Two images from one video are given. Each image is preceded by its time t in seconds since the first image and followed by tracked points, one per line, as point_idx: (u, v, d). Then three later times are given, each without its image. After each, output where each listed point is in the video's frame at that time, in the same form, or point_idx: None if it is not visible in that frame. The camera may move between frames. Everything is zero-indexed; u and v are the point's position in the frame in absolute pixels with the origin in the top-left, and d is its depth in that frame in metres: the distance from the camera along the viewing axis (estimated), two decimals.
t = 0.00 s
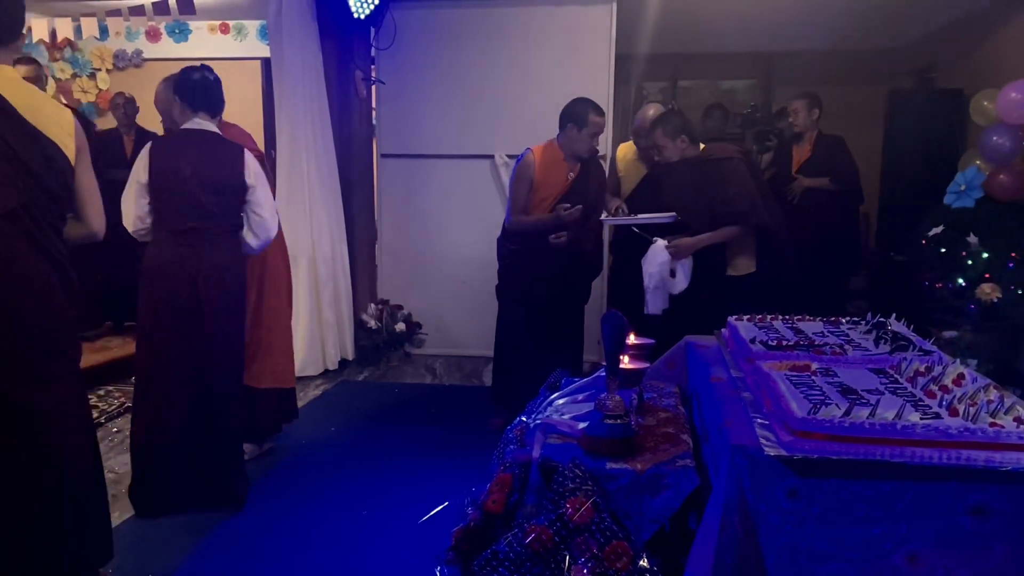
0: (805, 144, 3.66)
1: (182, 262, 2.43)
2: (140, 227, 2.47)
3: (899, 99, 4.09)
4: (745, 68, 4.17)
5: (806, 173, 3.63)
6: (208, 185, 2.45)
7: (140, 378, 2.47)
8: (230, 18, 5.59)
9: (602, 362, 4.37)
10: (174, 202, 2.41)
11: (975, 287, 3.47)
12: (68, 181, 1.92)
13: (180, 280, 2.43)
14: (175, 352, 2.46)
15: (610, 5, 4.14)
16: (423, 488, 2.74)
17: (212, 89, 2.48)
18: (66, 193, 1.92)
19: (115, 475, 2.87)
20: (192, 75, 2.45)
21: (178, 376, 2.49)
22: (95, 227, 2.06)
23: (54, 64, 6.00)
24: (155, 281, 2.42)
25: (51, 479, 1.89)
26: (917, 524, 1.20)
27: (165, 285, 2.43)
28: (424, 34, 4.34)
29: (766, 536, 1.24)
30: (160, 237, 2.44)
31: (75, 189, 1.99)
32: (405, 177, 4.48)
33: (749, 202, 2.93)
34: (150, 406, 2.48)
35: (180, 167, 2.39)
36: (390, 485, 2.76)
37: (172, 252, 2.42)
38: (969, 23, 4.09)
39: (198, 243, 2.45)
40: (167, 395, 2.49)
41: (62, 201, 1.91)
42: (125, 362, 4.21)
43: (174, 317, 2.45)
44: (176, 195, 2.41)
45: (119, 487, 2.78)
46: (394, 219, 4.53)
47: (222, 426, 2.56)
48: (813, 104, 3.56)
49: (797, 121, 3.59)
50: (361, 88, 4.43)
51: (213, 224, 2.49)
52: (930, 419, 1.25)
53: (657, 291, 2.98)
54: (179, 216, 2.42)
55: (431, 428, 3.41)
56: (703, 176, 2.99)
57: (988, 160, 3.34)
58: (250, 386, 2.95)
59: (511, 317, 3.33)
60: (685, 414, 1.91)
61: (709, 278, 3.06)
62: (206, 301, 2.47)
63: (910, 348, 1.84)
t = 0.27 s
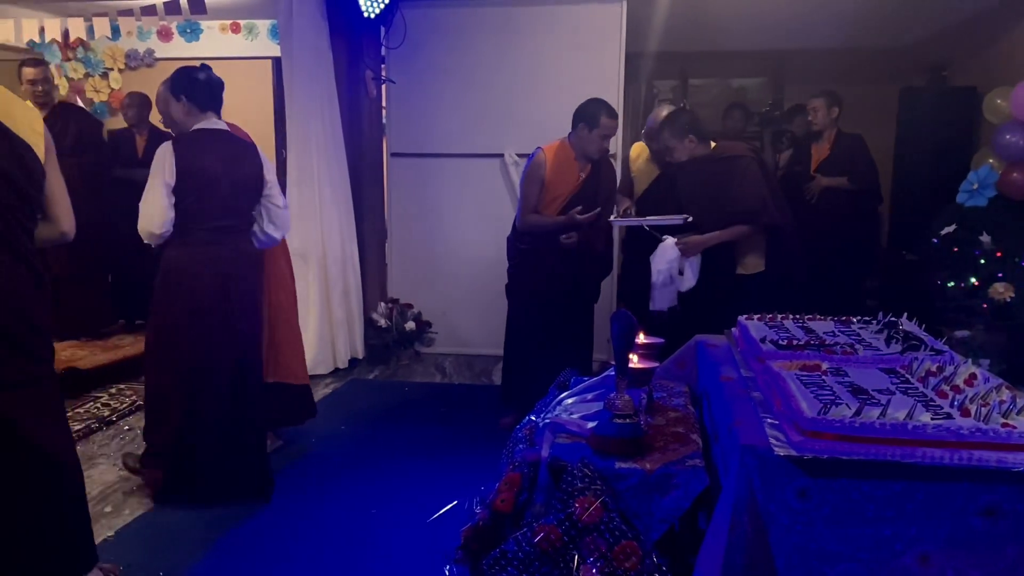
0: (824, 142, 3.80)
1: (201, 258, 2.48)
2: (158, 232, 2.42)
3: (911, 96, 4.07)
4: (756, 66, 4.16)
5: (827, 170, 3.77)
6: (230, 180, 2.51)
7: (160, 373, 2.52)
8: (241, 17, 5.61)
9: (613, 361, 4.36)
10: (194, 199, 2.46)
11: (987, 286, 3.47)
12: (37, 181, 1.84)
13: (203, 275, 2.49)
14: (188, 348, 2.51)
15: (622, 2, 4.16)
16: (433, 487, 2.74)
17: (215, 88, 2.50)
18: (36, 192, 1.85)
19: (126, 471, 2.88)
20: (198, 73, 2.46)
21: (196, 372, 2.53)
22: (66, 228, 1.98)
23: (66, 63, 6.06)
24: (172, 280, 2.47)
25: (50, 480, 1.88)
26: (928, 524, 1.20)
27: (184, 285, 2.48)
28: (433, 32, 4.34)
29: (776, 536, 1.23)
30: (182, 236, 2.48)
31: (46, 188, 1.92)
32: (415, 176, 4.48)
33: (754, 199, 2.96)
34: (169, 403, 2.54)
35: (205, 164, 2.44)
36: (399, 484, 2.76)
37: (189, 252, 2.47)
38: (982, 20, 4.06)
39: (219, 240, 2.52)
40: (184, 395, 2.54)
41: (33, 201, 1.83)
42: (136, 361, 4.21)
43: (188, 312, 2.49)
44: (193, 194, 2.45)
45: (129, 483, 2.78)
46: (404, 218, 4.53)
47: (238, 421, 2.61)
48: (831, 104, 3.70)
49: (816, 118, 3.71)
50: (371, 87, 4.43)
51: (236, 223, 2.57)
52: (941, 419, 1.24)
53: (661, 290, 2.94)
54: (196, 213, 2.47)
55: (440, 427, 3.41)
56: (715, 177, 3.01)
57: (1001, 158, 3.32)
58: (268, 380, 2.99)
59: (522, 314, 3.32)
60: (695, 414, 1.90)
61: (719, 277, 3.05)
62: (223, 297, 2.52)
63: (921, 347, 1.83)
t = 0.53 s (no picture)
0: (847, 140, 3.66)
1: (212, 258, 2.51)
2: (171, 233, 2.46)
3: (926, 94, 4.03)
4: (770, 63, 4.14)
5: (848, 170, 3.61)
6: (236, 181, 2.54)
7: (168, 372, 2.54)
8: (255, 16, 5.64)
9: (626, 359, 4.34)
10: (201, 197, 2.48)
11: (1004, 285, 3.39)
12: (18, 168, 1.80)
13: (214, 274, 2.52)
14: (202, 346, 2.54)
15: None
16: (444, 485, 2.74)
17: (211, 90, 2.52)
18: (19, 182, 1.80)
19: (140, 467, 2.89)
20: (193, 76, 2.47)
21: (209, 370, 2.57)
22: (47, 221, 1.92)
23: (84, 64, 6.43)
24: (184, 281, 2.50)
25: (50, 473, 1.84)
26: (942, 525, 1.19)
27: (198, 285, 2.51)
28: (446, 31, 4.34)
29: (789, 537, 1.23)
30: (192, 238, 2.51)
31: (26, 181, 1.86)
32: (428, 174, 4.49)
33: (772, 194, 2.91)
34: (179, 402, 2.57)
35: (211, 167, 2.46)
36: (411, 482, 2.76)
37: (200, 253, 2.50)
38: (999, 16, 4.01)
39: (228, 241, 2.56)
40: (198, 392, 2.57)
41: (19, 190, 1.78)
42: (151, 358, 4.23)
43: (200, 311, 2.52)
44: (199, 194, 2.48)
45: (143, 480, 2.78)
46: (417, 217, 4.54)
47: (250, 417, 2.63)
48: (855, 100, 3.58)
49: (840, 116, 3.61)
50: (384, 86, 4.44)
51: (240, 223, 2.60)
52: (956, 419, 1.23)
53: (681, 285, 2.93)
54: (202, 216, 2.50)
55: (452, 425, 3.41)
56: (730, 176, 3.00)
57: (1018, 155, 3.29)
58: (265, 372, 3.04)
59: (534, 312, 3.32)
60: (707, 413, 1.89)
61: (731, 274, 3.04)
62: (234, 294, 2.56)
63: (936, 347, 1.82)
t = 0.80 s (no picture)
0: (870, 138, 3.59)
1: (200, 254, 2.53)
2: (152, 236, 2.47)
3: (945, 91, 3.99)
4: (786, 60, 4.11)
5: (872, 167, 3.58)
6: (217, 178, 2.55)
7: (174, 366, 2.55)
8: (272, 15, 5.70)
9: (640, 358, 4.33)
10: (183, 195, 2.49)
11: None
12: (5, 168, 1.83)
13: (206, 270, 2.54)
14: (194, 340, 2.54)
15: None
16: (457, 483, 2.74)
17: (193, 92, 2.54)
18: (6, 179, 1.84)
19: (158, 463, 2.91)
20: (172, 78, 2.50)
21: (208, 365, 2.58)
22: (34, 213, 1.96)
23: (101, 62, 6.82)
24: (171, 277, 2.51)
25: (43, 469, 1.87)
26: (960, 526, 1.18)
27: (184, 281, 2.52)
28: (461, 28, 4.34)
29: (803, 538, 1.22)
30: (177, 237, 2.53)
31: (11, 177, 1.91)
32: (443, 173, 4.49)
33: (786, 197, 2.92)
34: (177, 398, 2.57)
35: (191, 166, 2.48)
36: (424, 480, 2.77)
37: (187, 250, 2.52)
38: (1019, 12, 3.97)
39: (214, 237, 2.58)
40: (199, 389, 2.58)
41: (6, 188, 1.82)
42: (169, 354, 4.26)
43: (191, 307, 2.53)
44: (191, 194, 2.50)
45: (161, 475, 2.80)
46: (432, 214, 4.54)
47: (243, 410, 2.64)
48: (878, 97, 3.50)
49: (862, 114, 3.55)
50: (400, 84, 4.44)
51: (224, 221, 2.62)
52: (974, 419, 1.22)
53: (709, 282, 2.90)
54: (190, 215, 2.52)
55: (465, 423, 3.41)
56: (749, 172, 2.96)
57: None
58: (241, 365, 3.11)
59: (548, 308, 3.31)
60: (721, 412, 1.88)
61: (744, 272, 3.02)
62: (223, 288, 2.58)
63: (953, 346, 1.80)
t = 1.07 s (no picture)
0: (891, 137, 3.55)
1: (177, 250, 2.55)
2: (124, 231, 2.44)
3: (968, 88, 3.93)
4: (805, 57, 4.07)
5: (892, 166, 3.54)
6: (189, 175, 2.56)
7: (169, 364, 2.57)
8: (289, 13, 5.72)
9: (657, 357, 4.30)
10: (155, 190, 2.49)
11: None
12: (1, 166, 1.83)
13: (179, 265, 2.55)
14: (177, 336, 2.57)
15: None
16: (471, 481, 2.74)
17: (161, 89, 2.54)
18: None
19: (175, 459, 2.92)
20: (142, 74, 2.49)
21: (195, 359, 2.60)
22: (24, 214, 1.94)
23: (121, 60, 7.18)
24: (150, 271, 2.52)
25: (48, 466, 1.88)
26: (979, 528, 1.16)
27: (164, 275, 2.53)
28: (478, 26, 4.33)
29: (819, 538, 1.20)
30: (152, 233, 2.53)
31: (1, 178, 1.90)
32: (460, 170, 4.49)
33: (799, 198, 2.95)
34: (168, 394, 2.60)
35: (160, 160, 2.48)
36: (438, 477, 2.77)
37: (160, 243, 2.52)
38: None
39: (190, 231, 2.59)
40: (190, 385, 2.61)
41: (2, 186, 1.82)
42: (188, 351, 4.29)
43: (175, 301, 2.56)
44: (178, 190, 2.55)
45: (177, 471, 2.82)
46: (449, 212, 4.54)
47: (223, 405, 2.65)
48: (901, 95, 3.47)
49: (884, 112, 3.51)
50: (416, 82, 4.45)
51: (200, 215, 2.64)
52: (993, 420, 1.20)
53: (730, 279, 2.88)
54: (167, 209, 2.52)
55: (480, 420, 3.41)
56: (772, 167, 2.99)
57: None
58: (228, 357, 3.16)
59: (562, 305, 3.30)
60: (737, 411, 1.87)
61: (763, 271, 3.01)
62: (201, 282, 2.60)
63: (974, 346, 1.78)
